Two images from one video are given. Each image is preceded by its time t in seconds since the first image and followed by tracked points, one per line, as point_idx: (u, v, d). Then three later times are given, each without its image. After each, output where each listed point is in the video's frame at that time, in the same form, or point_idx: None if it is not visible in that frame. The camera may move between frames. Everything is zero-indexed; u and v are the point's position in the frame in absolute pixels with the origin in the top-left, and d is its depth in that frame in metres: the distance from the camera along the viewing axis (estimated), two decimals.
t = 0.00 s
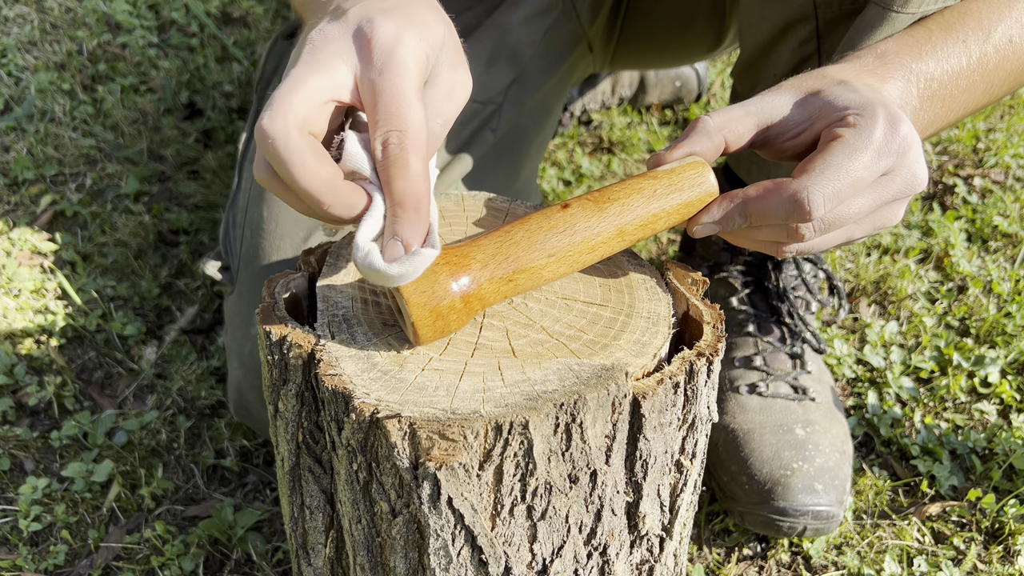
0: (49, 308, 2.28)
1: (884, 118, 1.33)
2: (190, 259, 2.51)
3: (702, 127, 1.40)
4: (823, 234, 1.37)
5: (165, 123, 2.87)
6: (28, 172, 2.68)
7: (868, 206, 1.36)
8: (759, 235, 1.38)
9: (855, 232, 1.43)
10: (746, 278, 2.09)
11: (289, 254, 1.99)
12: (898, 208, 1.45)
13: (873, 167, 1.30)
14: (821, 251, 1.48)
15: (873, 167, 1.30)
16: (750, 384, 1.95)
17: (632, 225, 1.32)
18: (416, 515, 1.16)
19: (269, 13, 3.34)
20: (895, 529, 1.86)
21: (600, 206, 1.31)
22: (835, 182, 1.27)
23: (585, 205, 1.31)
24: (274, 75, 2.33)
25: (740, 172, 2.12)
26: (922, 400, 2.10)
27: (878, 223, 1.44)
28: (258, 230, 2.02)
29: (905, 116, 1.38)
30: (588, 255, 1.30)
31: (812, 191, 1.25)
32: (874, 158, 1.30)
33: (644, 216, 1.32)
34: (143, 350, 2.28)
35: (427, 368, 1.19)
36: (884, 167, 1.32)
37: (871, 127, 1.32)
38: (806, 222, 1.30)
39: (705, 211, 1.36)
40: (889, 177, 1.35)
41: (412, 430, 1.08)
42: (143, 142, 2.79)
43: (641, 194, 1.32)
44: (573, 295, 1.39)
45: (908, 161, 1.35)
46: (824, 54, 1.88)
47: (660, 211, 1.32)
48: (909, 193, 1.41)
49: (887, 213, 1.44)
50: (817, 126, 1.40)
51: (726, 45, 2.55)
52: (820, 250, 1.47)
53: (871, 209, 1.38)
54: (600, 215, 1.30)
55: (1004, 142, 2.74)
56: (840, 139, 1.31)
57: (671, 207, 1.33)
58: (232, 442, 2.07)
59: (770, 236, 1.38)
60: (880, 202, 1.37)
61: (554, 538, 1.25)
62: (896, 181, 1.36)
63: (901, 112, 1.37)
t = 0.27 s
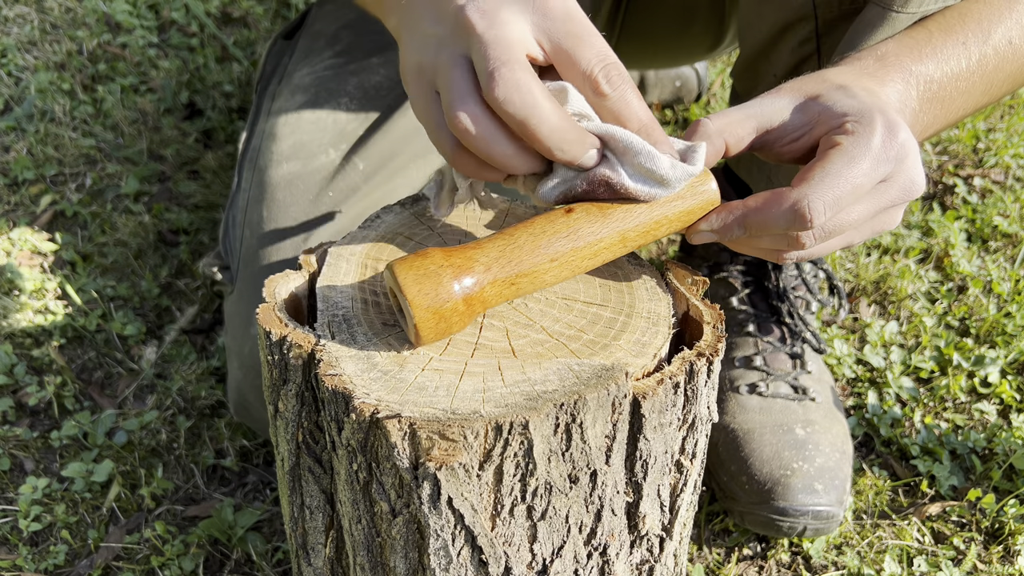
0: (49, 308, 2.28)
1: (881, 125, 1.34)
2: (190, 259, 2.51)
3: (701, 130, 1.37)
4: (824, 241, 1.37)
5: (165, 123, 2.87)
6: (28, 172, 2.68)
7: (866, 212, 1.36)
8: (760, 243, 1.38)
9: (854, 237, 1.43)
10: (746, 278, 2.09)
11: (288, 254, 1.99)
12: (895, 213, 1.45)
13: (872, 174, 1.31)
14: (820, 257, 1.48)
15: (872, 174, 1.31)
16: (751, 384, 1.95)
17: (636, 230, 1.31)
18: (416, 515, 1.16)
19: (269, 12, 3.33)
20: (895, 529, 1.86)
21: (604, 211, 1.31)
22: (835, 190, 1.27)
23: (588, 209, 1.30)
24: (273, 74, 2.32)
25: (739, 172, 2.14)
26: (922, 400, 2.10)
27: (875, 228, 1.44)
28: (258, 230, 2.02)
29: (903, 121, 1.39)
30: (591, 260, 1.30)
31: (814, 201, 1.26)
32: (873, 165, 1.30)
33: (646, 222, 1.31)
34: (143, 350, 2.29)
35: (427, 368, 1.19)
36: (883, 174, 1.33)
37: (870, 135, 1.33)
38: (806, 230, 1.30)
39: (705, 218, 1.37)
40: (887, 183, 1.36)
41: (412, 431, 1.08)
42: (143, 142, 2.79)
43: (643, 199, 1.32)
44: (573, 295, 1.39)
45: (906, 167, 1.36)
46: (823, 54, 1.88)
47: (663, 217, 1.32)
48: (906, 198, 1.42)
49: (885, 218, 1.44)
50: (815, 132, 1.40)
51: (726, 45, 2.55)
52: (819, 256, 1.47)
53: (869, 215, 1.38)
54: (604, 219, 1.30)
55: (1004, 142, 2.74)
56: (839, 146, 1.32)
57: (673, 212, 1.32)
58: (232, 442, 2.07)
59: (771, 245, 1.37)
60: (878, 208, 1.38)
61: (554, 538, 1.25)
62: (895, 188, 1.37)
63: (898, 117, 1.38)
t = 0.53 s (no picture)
0: (49, 308, 2.28)
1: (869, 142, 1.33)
2: (190, 259, 2.51)
3: (697, 133, 1.37)
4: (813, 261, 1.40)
5: (165, 123, 2.87)
6: (28, 172, 2.68)
7: (848, 231, 1.36)
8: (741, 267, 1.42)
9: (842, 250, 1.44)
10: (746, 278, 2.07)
11: (289, 254, 1.98)
12: (884, 224, 1.44)
13: (850, 194, 1.31)
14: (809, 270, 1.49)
15: (850, 194, 1.31)
16: (751, 384, 1.95)
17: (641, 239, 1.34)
18: (416, 515, 1.16)
19: (269, 13, 3.33)
20: (895, 529, 1.86)
21: (613, 218, 1.33)
22: (815, 214, 1.29)
23: (599, 217, 1.33)
24: (274, 74, 2.32)
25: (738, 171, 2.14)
26: (922, 400, 2.10)
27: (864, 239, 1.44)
28: (259, 230, 2.02)
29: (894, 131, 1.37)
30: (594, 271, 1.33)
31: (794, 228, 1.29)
32: (851, 187, 1.31)
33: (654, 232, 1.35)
34: (143, 350, 2.28)
35: (428, 368, 1.19)
36: (863, 193, 1.33)
37: (851, 153, 1.32)
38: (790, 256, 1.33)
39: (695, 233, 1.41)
40: (869, 201, 1.35)
41: (412, 430, 1.08)
42: (143, 142, 2.78)
43: (648, 207, 1.35)
44: (573, 295, 1.39)
45: (891, 182, 1.35)
46: (824, 54, 1.89)
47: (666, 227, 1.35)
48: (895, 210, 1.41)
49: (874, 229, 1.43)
50: (806, 137, 1.40)
51: (726, 45, 2.55)
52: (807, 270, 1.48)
53: (852, 232, 1.38)
54: (613, 224, 1.33)
55: (1004, 142, 2.74)
56: (816, 169, 1.32)
57: (676, 220, 1.36)
58: (232, 442, 2.07)
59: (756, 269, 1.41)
60: (862, 225, 1.37)
61: (554, 538, 1.25)
62: (878, 205, 1.36)
63: (887, 131, 1.36)
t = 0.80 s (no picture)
0: (49, 308, 2.28)
1: (739, 122, 1.29)
2: (190, 259, 2.51)
3: (602, 130, 1.43)
4: (704, 248, 1.39)
5: (165, 123, 2.87)
6: (28, 172, 2.68)
7: (730, 216, 1.34)
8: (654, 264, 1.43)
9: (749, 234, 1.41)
10: (746, 278, 2.08)
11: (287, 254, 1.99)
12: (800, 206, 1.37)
13: (717, 186, 1.29)
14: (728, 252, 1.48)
15: (716, 186, 1.29)
16: (751, 384, 1.95)
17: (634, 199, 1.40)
18: (416, 515, 1.16)
19: (269, 12, 3.33)
20: (895, 529, 1.86)
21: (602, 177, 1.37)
22: (681, 215, 1.28)
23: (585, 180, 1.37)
24: (273, 74, 2.32)
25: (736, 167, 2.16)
26: (922, 400, 2.10)
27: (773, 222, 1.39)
28: (258, 231, 2.02)
29: (802, 106, 1.34)
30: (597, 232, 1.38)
31: (662, 227, 1.28)
32: (711, 177, 1.28)
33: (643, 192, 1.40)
34: (143, 350, 2.29)
35: (427, 368, 1.19)
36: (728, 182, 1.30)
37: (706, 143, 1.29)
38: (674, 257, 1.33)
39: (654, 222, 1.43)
40: (742, 186, 1.32)
41: (412, 430, 1.08)
42: (143, 142, 2.78)
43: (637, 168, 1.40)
44: (573, 295, 1.39)
45: (763, 159, 1.30)
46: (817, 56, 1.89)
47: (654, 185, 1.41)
48: (790, 195, 1.33)
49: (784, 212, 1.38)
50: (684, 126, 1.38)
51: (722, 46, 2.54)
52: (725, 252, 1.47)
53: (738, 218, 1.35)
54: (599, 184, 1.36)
55: (1004, 142, 2.74)
56: (677, 163, 1.31)
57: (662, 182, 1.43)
58: (232, 442, 2.07)
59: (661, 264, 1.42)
60: (744, 210, 1.35)
61: (554, 538, 1.25)
62: (754, 190, 1.32)
63: (789, 105, 1.33)
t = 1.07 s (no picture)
0: (49, 308, 2.28)
1: (806, 57, 1.31)
2: (190, 259, 2.51)
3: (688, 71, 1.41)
4: (761, 185, 1.39)
5: (165, 123, 2.87)
6: (28, 172, 2.68)
7: (790, 153, 1.35)
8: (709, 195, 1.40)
9: (802, 179, 1.43)
10: (746, 278, 2.08)
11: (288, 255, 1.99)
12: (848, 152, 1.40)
13: (783, 116, 1.30)
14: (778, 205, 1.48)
15: (783, 116, 1.30)
16: (750, 384, 1.95)
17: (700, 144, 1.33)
18: (416, 515, 1.16)
19: (269, 12, 3.33)
20: (895, 529, 1.86)
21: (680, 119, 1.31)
22: (753, 136, 1.27)
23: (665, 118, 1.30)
24: (273, 74, 2.32)
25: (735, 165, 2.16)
26: (922, 400, 2.10)
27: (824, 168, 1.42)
28: (258, 230, 2.02)
29: (862, 55, 1.35)
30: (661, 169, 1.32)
31: (734, 148, 1.26)
32: (780, 106, 1.29)
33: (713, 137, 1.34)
34: (143, 350, 2.29)
35: (428, 368, 1.19)
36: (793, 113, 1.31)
37: (777, 71, 1.30)
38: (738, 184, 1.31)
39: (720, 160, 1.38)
40: (803, 122, 1.33)
41: (412, 430, 1.08)
42: (143, 142, 2.78)
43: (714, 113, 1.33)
44: (573, 295, 1.38)
45: (823, 99, 1.32)
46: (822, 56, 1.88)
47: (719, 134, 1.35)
48: (843, 134, 1.36)
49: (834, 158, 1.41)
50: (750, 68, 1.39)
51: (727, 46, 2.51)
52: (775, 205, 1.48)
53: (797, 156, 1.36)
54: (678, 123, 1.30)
55: (1004, 142, 2.74)
56: (744, 89, 1.30)
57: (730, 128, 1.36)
58: (232, 442, 2.07)
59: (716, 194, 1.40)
60: (803, 147, 1.36)
61: (554, 538, 1.25)
62: (814, 126, 1.34)
63: (849, 53, 1.34)
